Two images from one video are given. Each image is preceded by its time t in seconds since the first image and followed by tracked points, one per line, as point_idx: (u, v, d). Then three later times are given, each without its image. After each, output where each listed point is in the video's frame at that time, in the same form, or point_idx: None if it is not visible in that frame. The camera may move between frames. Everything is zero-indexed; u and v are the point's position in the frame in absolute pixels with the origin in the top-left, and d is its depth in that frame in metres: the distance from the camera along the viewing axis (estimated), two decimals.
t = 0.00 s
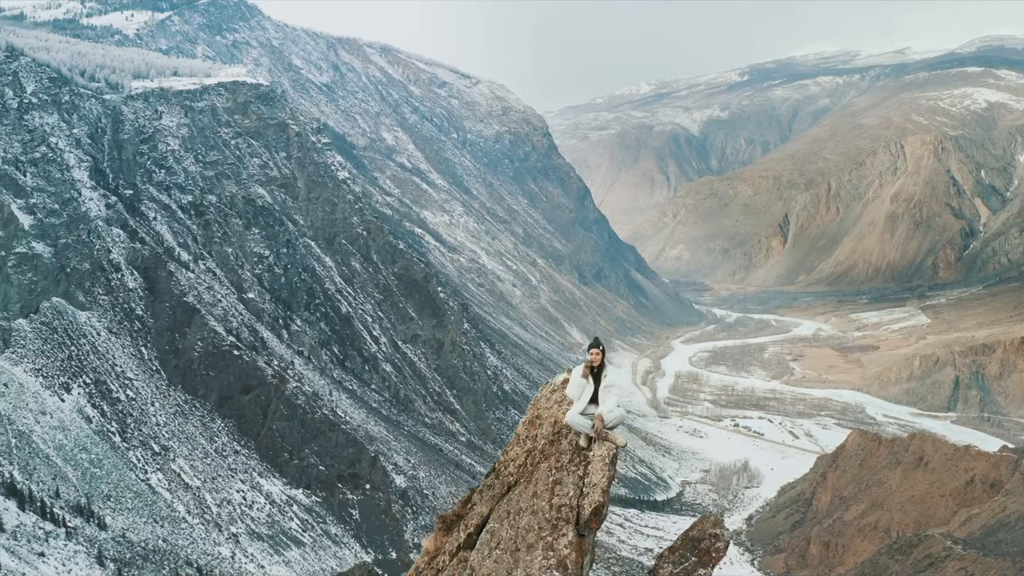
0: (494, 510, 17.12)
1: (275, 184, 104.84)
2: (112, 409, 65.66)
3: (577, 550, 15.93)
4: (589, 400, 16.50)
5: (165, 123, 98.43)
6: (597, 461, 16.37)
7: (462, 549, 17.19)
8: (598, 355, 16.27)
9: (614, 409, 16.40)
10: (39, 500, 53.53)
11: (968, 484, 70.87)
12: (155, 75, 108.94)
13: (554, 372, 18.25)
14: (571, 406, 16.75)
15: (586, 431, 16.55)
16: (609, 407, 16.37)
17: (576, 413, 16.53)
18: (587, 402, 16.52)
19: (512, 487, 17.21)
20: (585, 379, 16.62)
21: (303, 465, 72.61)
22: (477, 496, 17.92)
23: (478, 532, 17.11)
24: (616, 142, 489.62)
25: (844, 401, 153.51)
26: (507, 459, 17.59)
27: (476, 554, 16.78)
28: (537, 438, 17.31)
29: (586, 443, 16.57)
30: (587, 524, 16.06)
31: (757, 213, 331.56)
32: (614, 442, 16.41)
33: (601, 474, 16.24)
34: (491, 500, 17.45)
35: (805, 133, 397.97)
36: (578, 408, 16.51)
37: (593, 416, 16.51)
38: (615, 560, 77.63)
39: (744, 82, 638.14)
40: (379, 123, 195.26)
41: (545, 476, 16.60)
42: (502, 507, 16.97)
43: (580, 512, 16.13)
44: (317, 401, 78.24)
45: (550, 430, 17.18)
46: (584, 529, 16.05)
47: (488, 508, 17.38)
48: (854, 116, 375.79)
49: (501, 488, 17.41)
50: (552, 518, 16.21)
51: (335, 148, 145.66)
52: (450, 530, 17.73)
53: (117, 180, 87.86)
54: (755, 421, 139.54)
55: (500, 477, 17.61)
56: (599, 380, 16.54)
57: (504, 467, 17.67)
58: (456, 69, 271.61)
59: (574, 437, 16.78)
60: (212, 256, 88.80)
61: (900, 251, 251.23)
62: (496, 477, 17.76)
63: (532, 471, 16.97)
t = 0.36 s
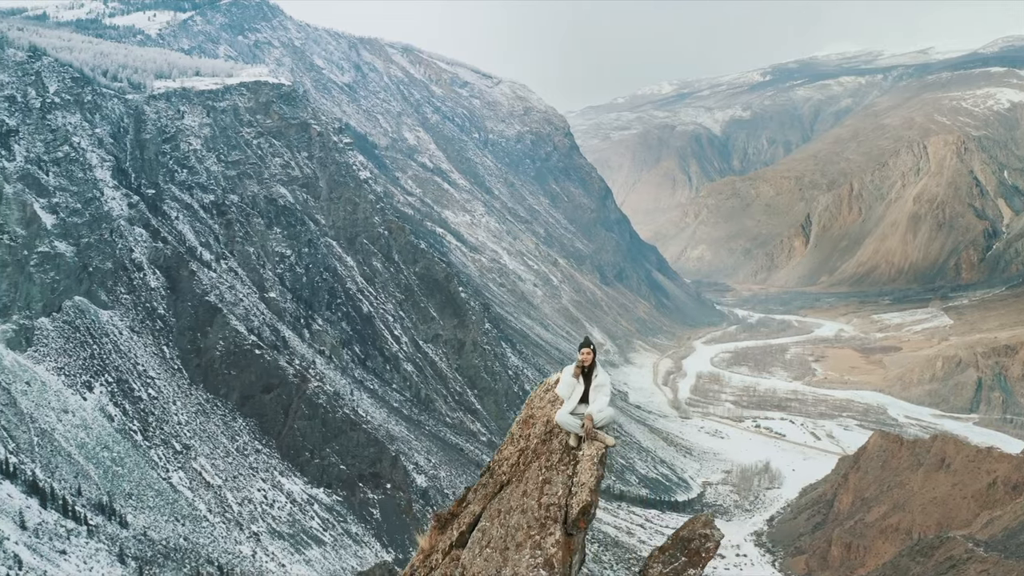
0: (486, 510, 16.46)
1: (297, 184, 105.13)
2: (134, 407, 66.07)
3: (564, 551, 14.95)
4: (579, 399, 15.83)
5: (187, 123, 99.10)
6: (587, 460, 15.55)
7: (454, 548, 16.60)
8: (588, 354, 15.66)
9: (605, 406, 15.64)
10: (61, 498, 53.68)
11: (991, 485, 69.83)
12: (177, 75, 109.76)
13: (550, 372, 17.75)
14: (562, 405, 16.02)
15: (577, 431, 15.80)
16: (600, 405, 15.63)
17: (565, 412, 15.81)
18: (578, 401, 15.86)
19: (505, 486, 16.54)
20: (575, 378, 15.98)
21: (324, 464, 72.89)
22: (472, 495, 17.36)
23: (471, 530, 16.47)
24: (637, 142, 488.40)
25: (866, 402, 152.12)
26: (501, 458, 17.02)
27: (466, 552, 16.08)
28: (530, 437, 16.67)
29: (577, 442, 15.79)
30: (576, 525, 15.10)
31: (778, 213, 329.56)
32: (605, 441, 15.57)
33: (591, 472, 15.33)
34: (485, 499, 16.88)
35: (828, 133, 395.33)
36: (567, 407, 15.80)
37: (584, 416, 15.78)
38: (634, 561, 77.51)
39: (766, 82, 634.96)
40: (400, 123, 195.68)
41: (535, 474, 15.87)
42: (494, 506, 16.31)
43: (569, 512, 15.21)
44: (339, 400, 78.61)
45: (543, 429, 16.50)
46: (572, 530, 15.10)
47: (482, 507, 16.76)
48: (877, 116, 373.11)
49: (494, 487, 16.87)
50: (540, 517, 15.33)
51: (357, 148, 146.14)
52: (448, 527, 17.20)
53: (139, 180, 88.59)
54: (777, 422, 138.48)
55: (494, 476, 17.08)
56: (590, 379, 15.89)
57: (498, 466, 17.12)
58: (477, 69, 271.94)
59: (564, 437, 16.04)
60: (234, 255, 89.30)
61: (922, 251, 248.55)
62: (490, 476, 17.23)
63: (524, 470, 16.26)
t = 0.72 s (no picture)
0: (478, 508, 16.30)
1: (323, 184, 105.30)
2: (160, 406, 66.32)
3: (551, 550, 14.77)
4: (568, 399, 15.85)
5: (213, 122, 99.62)
6: (576, 459, 15.49)
7: (446, 545, 16.37)
8: (576, 354, 15.70)
9: (594, 407, 15.67)
10: (87, 496, 53.78)
11: (1018, 488, 68.33)
12: (204, 76, 110.46)
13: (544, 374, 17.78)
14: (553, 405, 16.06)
15: (565, 429, 15.77)
16: (589, 405, 15.66)
17: (555, 411, 15.80)
18: (568, 400, 15.86)
19: (497, 486, 16.41)
20: (565, 377, 16.03)
21: (349, 463, 72.89)
22: (468, 494, 17.29)
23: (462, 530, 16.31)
24: (663, 142, 486.41)
25: (892, 404, 150.32)
26: (495, 458, 16.95)
27: (457, 551, 15.83)
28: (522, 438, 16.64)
29: (566, 442, 15.75)
30: (563, 523, 14.98)
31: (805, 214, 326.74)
32: (594, 441, 15.54)
33: (578, 470, 15.33)
34: (478, 499, 16.72)
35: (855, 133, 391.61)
36: (557, 406, 15.79)
37: (573, 414, 15.80)
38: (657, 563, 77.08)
39: (793, 82, 630.32)
40: (426, 123, 195.78)
41: (525, 473, 15.76)
42: (485, 504, 16.10)
43: (556, 510, 15.05)
44: (364, 399, 78.69)
45: (535, 430, 16.51)
46: (559, 528, 14.96)
47: (474, 505, 16.63)
48: (904, 116, 369.46)
49: (486, 486, 16.73)
50: (529, 515, 15.13)
51: (383, 148, 146.37)
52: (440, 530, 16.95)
53: (166, 179, 89.05)
54: (804, 423, 137.09)
55: (487, 475, 16.96)
56: (579, 378, 15.94)
57: (493, 465, 17.01)
58: (503, 69, 271.95)
59: (554, 436, 16.03)
60: (260, 254, 89.51)
61: (949, 252, 245.47)
62: (485, 475, 17.12)
63: (516, 469, 16.15)
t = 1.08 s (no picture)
0: (471, 504, 18.13)
1: (349, 183, 105.41)
2: (186, 405, 66.60)
3: (539, 547, 16.42)
4: (561, 398, 17.51)
5: (240, 122, 100.16)
6: (566, 457, 17.18)
7: (440, 542, 18.27)
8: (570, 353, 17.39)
9: (585, 406, 17.32)
10: (113, 495, 54.09)
11: None
12: (231, 75, 111.27)
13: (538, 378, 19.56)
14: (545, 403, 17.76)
15: (557, 430, 17.47)
16: (581, 404, 17.32)
17: (548, 411, 17.50)
18: (559, 399, 17.56)
19: (491, 482, 18.18)
20: (557, 376, 17.68)
21: (374, 463, 72.89)
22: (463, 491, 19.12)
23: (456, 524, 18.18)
24: (689, 142, 484.02)
25: (919, 406, 148.37)
26: (490, 457, 18.66)
27: (450, 549, 17.65)
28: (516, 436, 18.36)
29: (558, 440, 17.44)
30: (553, 521, 16.64)
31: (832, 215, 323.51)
32: (584, 439, 17.25)
33: (569, 469, 16.98)
34: (471, 496, 18.53)
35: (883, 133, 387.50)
36: (550, 404, 17.50)
37: (564, 413, 17.50)
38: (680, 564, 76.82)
39: (821, 82, 624.79)
40: (452, 123, 195.86)
41: (517, 472, 17.48)
42: (478, 503, 17.89)
43: (545, 509, 16.72)
44: (389, 399, 78.72)
45: (530, 428, 18.16)
46: (549, 527, 16.62)
47: (469, 503, 18.41)
48: (932, 116, 365.30)
49: (480, 484, 18.54)
50: (519, 513, 16.82)
51: (409, 148, 146.53)
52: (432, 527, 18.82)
53: (193, 178, 89.50)
54: (830, 425, 135.72)
55: (482, 473, 18.76)
56: (571, 377, 17.59)
57: (487, 464, 18.81)
58: (529, 69, 271.78)
59: (546, 435, 17.73)
60: (286, 254, 89.75)
61: (977, 253, 241.61)
62: (480, 474, 18.94)
63: (509, 468, 17.87)
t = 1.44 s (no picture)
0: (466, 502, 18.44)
1: (375, 183, 105.52)
2: (212, 403, 66.92)
3: (529, 544, 16.67)
4: (553, 398, 17.86)
5: (267, 122, 100.84)
6: (556, 455, 17.50)
7: (436, 539, 18.83)
8: (561, 354, 17.72)
9: (576, 405, 17.65)
10: (139, 493, 54.36)
11: None
12: (257, 75, 112.10)
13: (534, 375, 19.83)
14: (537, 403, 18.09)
15: (548, 429, 17.79)
16: (572, 404, 17.62)
17: (539, 411, 17.82)
18: (551, 399, 17.89)
19: (486, 480, 18.47)
20: (550, 375, 17.98)
21: (399, 462, 72.85)
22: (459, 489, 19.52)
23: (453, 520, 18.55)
24: (716, 142, 481.39)
25: (946, 408, 146.17)
26: (487, 453, 18.96)
27: (446, 544, 18.00)
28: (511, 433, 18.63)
29: (549, 439, 17.74)
30: (542, 519, 16.93)
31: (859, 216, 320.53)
32: (574, 438, 17.55)
33: (558, 468, 17.31)
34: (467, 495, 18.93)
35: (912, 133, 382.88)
36: (541, 404, 17.83)
37: (555, 412, 17.79)
38: (704, 566, 76.46)
39: (849, 82, 618.54)
40: (478, 123, 195.81)
41: (509, 471, 17.79)
42: (472, 500, 18.22)
43: (536, 506, 17.00)
44: (415, 399, 78.77)
45: (524, 426, 18.50)
46: (539, 525, 16.91)
47: (466, 499, 18.75)
48: (960, 116, 360.61)
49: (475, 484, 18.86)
50: (509, 511, 17.10)
51: (434, 148, 146.77)
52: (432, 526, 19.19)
53: (220, 178, 90.09)
54: (856, 426, 134.19)
55: (478, 472, 19.09)
56: (563, 378, 17.95)
57: (482, 462, 19.17)
58: (555, 69, 271.54)
59: (538, 434, 18.05)
60: (313, 254, 90.04)
61: (1005, 253, 233.76)
62: (475, 472, 19.32)
63: (503, 466, 18.18)
